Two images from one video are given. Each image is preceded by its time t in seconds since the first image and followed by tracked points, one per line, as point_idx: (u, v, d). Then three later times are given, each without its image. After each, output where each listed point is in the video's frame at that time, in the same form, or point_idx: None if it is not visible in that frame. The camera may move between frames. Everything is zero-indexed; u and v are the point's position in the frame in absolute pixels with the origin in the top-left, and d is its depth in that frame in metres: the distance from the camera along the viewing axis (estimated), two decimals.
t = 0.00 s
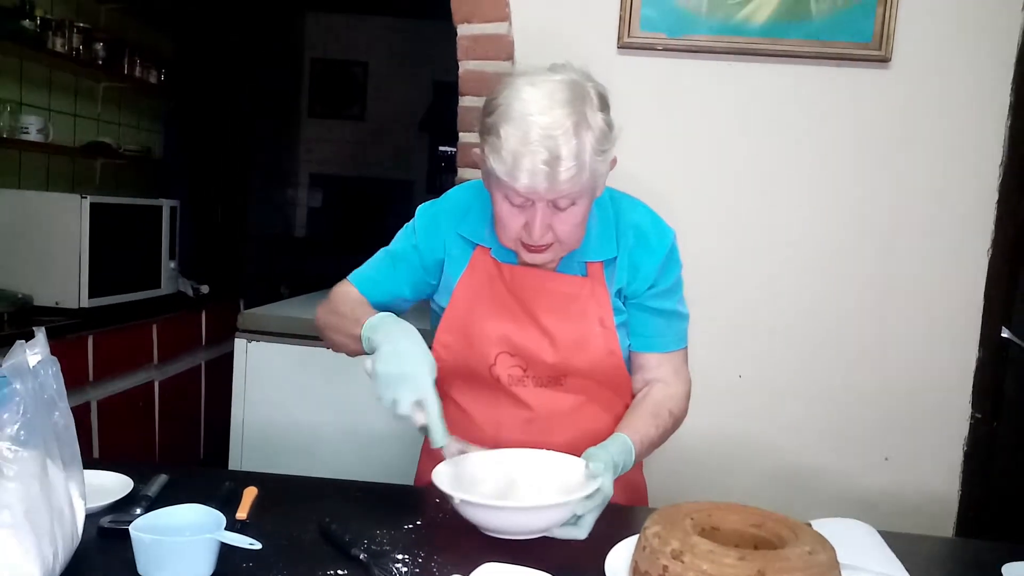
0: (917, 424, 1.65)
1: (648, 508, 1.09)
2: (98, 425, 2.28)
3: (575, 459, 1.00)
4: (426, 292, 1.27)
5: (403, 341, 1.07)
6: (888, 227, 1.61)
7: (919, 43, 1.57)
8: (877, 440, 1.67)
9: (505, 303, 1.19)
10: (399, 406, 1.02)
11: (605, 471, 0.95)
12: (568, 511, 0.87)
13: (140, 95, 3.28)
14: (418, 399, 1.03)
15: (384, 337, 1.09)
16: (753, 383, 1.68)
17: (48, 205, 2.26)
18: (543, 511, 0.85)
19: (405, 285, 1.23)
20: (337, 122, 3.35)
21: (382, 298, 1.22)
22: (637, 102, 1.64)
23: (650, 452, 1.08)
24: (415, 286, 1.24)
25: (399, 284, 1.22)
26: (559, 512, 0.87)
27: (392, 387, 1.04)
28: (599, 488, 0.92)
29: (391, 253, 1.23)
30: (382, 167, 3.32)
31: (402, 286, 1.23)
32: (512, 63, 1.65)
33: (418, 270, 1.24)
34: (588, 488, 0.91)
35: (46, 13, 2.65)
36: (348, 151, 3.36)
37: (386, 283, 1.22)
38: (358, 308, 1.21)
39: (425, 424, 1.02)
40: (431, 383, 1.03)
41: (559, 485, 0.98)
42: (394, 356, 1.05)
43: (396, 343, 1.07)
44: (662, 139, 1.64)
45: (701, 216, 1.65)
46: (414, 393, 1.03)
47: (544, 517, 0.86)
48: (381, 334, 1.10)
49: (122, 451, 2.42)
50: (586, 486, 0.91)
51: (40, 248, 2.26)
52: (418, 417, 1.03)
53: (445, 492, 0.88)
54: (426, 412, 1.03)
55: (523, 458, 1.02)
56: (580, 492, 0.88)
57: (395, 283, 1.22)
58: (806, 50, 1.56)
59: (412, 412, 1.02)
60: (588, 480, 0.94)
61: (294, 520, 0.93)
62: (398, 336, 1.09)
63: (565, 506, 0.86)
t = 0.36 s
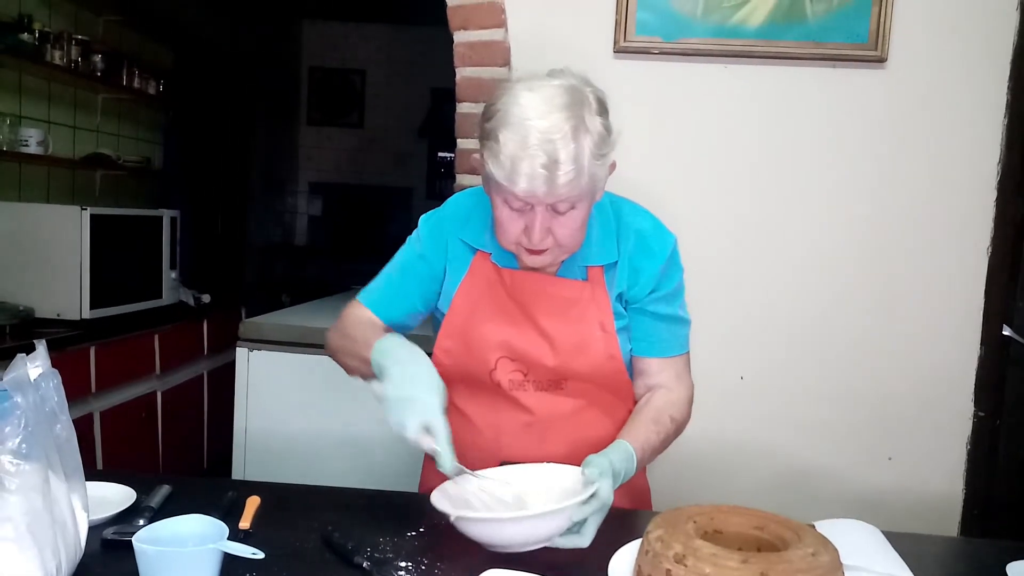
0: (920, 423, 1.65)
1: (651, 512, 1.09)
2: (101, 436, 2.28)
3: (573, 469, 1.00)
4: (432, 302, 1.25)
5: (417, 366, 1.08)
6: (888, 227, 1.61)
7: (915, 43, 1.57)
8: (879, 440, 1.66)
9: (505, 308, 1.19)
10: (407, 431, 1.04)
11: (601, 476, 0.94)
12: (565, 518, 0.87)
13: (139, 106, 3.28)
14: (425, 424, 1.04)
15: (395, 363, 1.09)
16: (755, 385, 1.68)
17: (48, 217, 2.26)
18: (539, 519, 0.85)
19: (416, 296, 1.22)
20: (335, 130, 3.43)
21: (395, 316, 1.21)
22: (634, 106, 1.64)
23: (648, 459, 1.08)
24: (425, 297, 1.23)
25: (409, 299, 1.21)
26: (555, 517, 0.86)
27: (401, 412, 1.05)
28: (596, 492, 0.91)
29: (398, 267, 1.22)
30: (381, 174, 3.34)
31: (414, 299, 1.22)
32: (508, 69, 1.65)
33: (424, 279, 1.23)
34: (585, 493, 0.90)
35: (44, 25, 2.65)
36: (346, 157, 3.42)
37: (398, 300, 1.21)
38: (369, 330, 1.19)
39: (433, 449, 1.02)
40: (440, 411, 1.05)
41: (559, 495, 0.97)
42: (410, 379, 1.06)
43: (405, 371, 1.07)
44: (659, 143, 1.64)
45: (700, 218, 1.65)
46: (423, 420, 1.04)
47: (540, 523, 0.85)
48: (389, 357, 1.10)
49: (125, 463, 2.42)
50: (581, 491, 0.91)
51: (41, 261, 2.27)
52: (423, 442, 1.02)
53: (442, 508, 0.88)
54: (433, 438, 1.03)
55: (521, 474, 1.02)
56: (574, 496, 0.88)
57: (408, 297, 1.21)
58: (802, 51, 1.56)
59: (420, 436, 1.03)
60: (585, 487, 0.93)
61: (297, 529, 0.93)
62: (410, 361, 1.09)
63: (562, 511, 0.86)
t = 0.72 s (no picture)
0: (915, 423, 1.65)
1: (648, 514, 1.09)
2: (97, 442, 2.28)
3: (572, 472, 1.00)
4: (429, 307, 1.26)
5: (409, 376, 1.06)
6: (883, 227, 1.62)
7: (906, 45, 1.58)
8: (876, 440, 1.67)
9: (502, 313, 1.19)
10: (403, 441, 1.01)
11: (602, 482, 0.95)
12: (567, 523, 0.87)
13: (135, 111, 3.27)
14: (420, 432, 1.02)
15: (386, 371, 1.08)
16: (750, 386, 1.68)
17: (42, 223, 2.25)
18: (544, 526, 0.85)
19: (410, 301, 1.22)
20: (331, 133, 3.60)
21: (389, 320, 1.21)
22: (628, 109, 1.64)
23: (648, 462, 1.08)
24: (419, 302, 1.23)
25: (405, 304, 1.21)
26: (559, 524, 0.86)
27: (394, 424, 1.03)
28: (597, 498, 0.91)
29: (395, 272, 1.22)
30: (377, 177, 3.52)
31: (408, 304, 1.22)
32: (502, 73, 1.65)
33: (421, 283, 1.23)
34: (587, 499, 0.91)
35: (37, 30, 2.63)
36: (343, 160, 3.59)
37: (393, 304, 1.21)
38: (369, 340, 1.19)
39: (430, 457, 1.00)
40: (434, 419, 1.02)
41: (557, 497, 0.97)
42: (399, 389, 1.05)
43: (397, 379, 1.06)
44: (653, 145, 1.65)
45: (694, 220, 1.65)
46: (418, 428, 1.02)
47: (544, 532, 0.85)
48: (382, 367, 1.09)
49: (121, 469, 2.41)
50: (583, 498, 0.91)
51: (36, 267, 2.26)
52: (421, 451, 1.01)
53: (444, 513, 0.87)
54: (431, 446, 1.01)
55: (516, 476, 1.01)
56: (577, 506, 0.88)
57: (401, 303, 1.21)
58: (795, 53, 1.57)
59: (415, 445, 1.01)
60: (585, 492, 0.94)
61: (293, 535, 0.93)
62: (405, 371, 1.07)
63: (566, 518, 0.86)
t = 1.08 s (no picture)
0: (918, 422, 1.65)
1: (650, 513, 1.09)
2: (99, 441, 2.28)
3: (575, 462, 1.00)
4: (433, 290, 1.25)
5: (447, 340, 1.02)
6: (886, 226, 1.62)
7: (908, 43, 1.57)
8: (878, 439, 1.67)
9: (504, 310, 1.20)
10: (461, 408, 0.99)
11: (600, 471, 0.95)
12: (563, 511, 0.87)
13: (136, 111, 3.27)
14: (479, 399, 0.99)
15: (430, 339, 1.02)
16: (752, 385, 1.68)
17: (44, 223, 2.26)
18: (535, 511, 0.85)
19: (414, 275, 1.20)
20: (332, 133, 3.56)
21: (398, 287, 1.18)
22: (629, 108, 1.64)
23: (657, 458, 1.07)
24: (422, 278, 1.22)
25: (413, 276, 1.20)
26: (553, 510, 0.86)
27: (456, 390, 0.98)
28: (594, 487, 0.91)
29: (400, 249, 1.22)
30: (378, 176, 3.50)
31: (413, 277, 1.20)
32: (503, 72, 1.65)
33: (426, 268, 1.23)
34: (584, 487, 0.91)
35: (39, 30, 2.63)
36: (340, 160, 3.56)
37: (401, 276, 1.19)
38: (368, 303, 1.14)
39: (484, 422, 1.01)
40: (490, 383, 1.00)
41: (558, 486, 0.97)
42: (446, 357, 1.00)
43: (447, 347, 1.01)
44: (655, 144, 1.64)
45: (696, 219, 1.65)
46: (479, 396, 0.99)
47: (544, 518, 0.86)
48: (421, 336, 1.03)
49: (124, 468, 2.41)
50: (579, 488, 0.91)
51: (38, 266, 2.26)
52: (475, 417, 1.00)
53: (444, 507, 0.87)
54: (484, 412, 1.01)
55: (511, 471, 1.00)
56: (571, 491, 0.88)
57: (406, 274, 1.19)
58: (796, 51, 1.57)
59: (472, 411, 1.00)
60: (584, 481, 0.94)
61: (295, 534, 0.93)
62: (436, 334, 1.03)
63: (561, 504, 0.86)
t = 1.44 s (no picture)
0: (918, 418, 1.65)
1: (651, 511, 1.09)
2: (99, 441, 2.28)
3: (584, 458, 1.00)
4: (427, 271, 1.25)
5: (410, 328, 1.08)
6: (885, 222, 1.61)
7: (907, 39, 1.57)
8: (878, 436, 1.67)
9: (510, 306, 1.19)
10: (400, 393, 1.03)
11: (609, 465, 0.95)
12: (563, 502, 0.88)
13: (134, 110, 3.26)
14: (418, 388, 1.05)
15: (389, 318, 1.08)
16: (752, 382, 1.68)
17: (42, 223, 2.25)
18: (533, 503, 0.86)
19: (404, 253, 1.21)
20: (332, 129, 3.68)
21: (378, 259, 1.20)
22: (628, 105, 1.64)
23: (665, 454, 1.07)
24: (413, 258, 1.22)
25: (401, 253, 1.21)
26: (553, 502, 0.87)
27: (396, 373, 1.03)
28: (598, 482, 0.91)
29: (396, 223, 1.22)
30: (378, 175, 3.64)
31: (404, 254, 1.21)
32: (502, 69, 1.65)
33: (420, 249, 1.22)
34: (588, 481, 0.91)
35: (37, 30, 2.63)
36: (340, 157, 3.68)
37: (388, 250, 1.20)
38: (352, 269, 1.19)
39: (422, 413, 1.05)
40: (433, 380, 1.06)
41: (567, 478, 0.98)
42: (403, 343, 1.06)
43: (403, 329, 1.07)
44: (654, 142, 1.64)
45: (695, 216, 1.65)
46: (419, 384, 1.04)
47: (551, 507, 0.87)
48: (382, 312, 1.09)
49: (124, 467, 2.42)
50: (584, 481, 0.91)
51: (37, 266, 2.26)
52: (414, 405, 1.04)
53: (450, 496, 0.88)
54: (423, 403, 1.05)
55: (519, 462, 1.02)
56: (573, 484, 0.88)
57: (397, 249, 1.21)
58: (795, 48, 1.56)
59: (411, 399, 1.03)
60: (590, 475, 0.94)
61: (295, 533, 0.93)
62: (403, 320, 1.09)
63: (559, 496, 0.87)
